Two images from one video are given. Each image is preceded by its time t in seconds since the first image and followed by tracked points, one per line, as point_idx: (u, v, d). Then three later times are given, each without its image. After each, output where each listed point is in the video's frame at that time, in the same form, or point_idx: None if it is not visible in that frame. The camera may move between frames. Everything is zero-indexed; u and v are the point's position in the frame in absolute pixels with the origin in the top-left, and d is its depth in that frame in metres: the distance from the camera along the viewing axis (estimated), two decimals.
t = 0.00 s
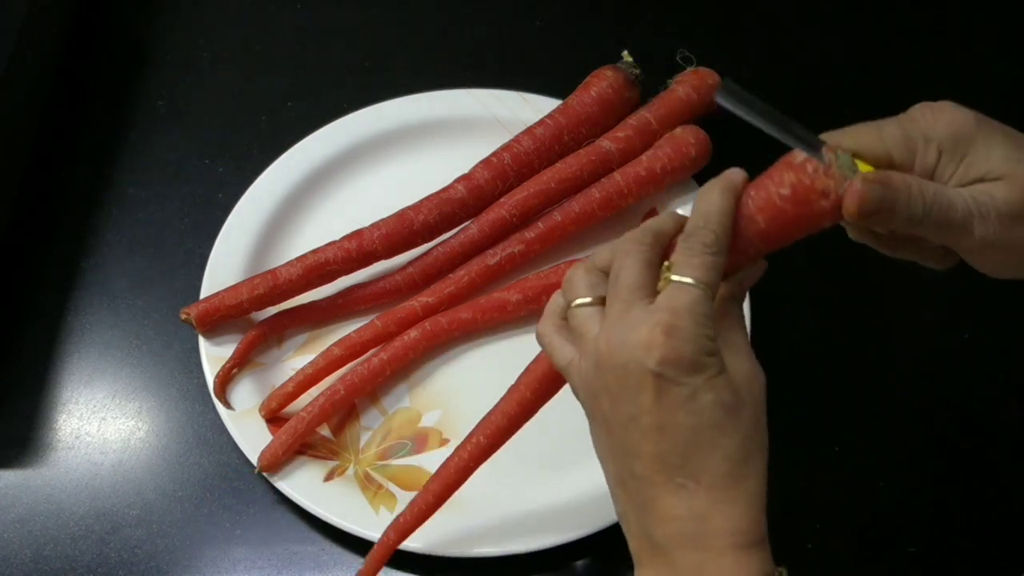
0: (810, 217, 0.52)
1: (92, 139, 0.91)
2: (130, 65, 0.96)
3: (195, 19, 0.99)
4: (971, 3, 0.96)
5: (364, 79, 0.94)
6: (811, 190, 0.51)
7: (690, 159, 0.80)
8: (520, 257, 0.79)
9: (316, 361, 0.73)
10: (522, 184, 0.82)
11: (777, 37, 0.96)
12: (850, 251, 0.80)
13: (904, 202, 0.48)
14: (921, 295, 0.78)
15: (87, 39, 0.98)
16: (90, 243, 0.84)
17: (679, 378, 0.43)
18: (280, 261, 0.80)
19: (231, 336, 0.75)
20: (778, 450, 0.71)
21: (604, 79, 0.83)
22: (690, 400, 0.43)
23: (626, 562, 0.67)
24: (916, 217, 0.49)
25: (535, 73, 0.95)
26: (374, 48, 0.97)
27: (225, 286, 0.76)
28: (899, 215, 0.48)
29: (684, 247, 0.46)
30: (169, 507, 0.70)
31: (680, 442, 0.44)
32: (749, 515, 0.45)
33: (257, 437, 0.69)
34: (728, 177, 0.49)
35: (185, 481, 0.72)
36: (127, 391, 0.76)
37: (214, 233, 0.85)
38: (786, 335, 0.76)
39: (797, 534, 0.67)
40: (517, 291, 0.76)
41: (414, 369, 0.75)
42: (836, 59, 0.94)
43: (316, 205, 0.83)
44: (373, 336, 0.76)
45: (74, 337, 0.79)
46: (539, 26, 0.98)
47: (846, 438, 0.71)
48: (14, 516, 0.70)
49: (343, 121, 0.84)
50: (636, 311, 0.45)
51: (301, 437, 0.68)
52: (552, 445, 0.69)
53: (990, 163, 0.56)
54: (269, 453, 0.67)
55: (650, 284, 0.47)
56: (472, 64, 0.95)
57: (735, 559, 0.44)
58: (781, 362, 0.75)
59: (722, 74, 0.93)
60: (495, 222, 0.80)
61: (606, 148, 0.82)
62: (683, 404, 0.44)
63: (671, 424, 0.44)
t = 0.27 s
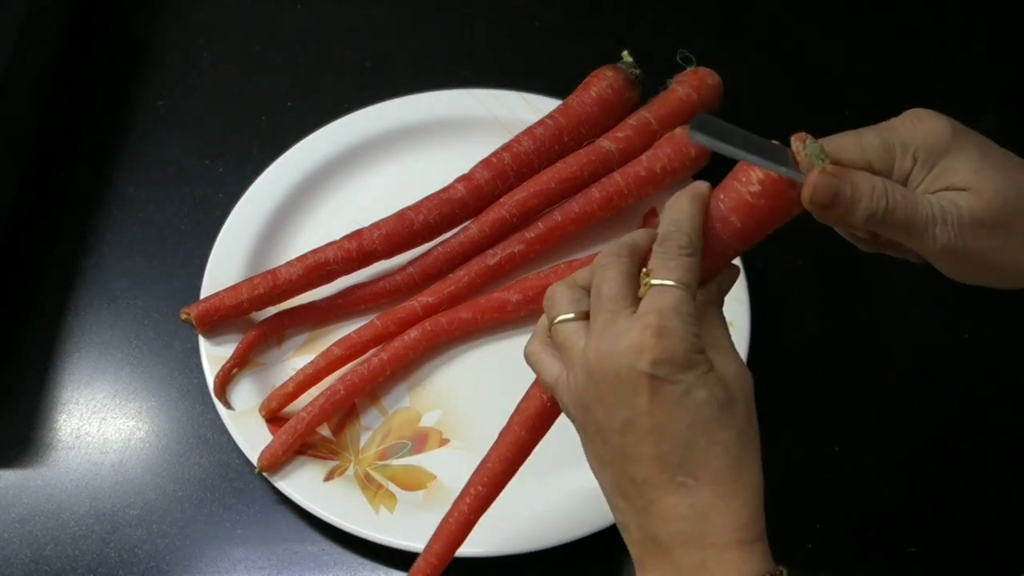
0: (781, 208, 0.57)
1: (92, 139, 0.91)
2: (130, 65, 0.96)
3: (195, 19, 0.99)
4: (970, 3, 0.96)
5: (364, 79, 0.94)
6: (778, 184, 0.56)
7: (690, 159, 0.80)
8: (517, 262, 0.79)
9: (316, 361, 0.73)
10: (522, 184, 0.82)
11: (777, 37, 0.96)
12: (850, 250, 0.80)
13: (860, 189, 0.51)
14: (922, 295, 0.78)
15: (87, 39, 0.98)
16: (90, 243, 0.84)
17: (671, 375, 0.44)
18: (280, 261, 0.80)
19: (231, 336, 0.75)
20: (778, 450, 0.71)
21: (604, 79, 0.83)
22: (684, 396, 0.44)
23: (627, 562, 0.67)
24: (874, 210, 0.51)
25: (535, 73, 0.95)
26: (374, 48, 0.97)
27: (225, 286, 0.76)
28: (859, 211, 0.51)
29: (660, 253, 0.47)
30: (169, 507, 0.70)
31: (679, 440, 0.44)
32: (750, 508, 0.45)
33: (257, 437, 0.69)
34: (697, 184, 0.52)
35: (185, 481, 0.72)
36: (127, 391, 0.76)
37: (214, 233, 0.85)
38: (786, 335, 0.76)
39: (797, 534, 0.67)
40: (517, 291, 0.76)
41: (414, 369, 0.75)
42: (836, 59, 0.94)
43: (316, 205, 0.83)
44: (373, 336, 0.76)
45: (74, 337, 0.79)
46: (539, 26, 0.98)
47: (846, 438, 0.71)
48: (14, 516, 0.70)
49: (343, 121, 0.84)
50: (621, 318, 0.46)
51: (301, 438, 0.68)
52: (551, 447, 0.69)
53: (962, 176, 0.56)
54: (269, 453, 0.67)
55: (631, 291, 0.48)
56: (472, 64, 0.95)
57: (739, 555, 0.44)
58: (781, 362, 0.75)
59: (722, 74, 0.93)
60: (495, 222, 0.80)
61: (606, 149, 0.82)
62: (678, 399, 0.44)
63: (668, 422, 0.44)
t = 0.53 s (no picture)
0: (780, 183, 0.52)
1: (92, 139, 0.91)
2: (130, 65, 0.96)
3: (195, 19, 0.99)
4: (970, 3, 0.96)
5: (364, 79, 0.94)
6: (772, 160, 0.52)
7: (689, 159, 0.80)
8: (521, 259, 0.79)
9: (316, 361, 0.73)
10: (522, 184, 0.82)
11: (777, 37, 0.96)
12: (850, 251, 0.80)
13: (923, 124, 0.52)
14: (923, 294, 0.77)
15: (87, 39, 0.98)
16: (90, 243, 0.84)
17: (693, 390, 0.43)
18: (280, 261, 0.80)
19: (231, 336, 0.75)
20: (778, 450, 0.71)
21: (604, 79, 0.83)
22: (710, 411, 0.44)
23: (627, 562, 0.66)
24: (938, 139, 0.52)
25: (535, 73, 0.95)
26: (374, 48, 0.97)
27: (225, 286, 0.76)
28: (917, 138, 0.52)
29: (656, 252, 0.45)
30: (170, 507, 0.70)
31: (704, 453, 0.45)
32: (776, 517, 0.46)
33: (257, 437, 0.69)
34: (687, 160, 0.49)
35: (185, 481, 0.72)
36: (127, 391, 0.76)
37: (214, 233, 0.85)
38: (786, 335, 0.76)
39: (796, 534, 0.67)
40: (517, 291, 0.76)
41: (414, 369, 0.75)
42: (837, 58, 0.94)
43: (316, 205, 0.83)
44: (373, 336, 0.76)
45: (74, 337, 0.79)
46: (539, 26, 0.98)
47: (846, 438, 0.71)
48: (14, 516, 0.70)
49: (343, 121, 0.84)
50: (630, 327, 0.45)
51: (301, 438, 0.68)
52: (553, 445, 0.70)
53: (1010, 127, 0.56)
54: (269, 453, 0.67)
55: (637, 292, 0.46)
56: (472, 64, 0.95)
57: (766, 560, 0.46)
58: (781, 362, 0.75)
59: (722, 74, 0.93)
60: (495, 222, 0.80)
61: (606, 149, 0.82)
62: (700, 413, 0.44)
63: (692, 438, 0.44)
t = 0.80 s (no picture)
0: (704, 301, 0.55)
1: (92, 139, 0.91)
2: (130, 65, 0.96)
3: (195, 19, 0.99)
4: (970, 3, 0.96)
5: (364, 79, 0.94)
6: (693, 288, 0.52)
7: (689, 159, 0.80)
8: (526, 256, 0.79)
9: (316, 361, 0.73)
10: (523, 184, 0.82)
11: (777, 37, 0.96)
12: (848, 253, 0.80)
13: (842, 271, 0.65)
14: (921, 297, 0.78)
15: (87, 39, 0.98)
16: (90, 243, 0.84)
17: (631, 475, 0.39)
18: (280, 261, 0.80)
19: (231, 336, 0.75)
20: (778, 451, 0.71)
21: (604, 79, 0.83)
22: (664, 476, 0.39)
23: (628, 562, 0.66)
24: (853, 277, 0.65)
25: (535, 73, 0.94)
26: (374, 48, 0.97)
27: (225, 286, 0.76)
28: (830, 289, 0.64)
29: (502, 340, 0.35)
30: (169, 507, 0.70)
31: (666, 533, 0.41)
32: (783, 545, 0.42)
33: (257, 437, 0.69)
34: (590, 224, 0.33)
35: (185, 481, 0.72)
36: (127, 391, 0.76)
37: (214, 232, 0.85)
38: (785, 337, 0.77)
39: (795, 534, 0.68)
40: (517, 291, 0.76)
41: (414, 369, 0.75)
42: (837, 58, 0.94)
43: (316, 206, 0.82)
44: (373, 336, 0.75)
45: (74, 336, 0.79)
46: (539, 26, 0.98)
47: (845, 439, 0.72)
48: (13, 517, 0.70)
49: (343, 121, 0.84)
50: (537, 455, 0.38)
51: (301, 437, 0.68)
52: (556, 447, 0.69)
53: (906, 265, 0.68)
54: (269, 453, 0.66)
55: (538, 362, 0.36)
56: (472, 64, 0.95)
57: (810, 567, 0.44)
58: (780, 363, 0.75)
59: (722, 75, 0.93)
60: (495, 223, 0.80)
61: (606, 149, 0.82)
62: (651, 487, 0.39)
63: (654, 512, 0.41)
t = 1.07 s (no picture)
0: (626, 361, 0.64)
1: (92, 139, 0.91)
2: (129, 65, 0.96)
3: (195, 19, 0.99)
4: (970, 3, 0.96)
5: (365, 79, 0.94)
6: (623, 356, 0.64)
7: (690, 159, 0.80)
8: (530, 256, 0.79)
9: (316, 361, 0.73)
10: (523, 184, 0.82)
11: (777, 37, 0.96)
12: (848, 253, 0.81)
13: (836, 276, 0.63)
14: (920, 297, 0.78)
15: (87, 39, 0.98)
16: (90, 243, 0.85)
17: None
18: (280, 261, 0.80)
19: (231, 337, 0.75)
20: (778, 451, 0.71)
21: (604, 79, 0.83)
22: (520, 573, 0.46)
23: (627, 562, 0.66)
24: (846, 286, 0.62)
25: (536, 73, 0.95)
26: (374, 48, 0.97)
27: (225, 286, 0.76)
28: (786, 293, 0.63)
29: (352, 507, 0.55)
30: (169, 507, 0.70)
31: None
32: None
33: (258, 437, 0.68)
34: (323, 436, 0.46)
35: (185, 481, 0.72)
36: (127, 391, 0.76)
37: (214, 232, 0.85)
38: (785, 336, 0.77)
39: (796, 534, 0.68)
40: (517, 291, 0.76)
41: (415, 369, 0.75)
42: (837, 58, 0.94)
43: (316, 205, 0.82)
44: (374, 336, 0.75)
45: (74, 337, 0.79)
46: (539, 26, 0.98)
47: (845, 438, 0.72)
48: (13, 517, 0.70)
49: (343, 122, 0.84)
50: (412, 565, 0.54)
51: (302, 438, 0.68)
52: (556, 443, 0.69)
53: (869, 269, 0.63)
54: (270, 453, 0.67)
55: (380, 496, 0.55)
56: (472, 64, 0.95)
57: None
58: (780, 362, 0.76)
59: (722, 74, 0.93)
60: (495, 222, 0.80)
61: (606, 149, 0.82)
62: None
63: None
